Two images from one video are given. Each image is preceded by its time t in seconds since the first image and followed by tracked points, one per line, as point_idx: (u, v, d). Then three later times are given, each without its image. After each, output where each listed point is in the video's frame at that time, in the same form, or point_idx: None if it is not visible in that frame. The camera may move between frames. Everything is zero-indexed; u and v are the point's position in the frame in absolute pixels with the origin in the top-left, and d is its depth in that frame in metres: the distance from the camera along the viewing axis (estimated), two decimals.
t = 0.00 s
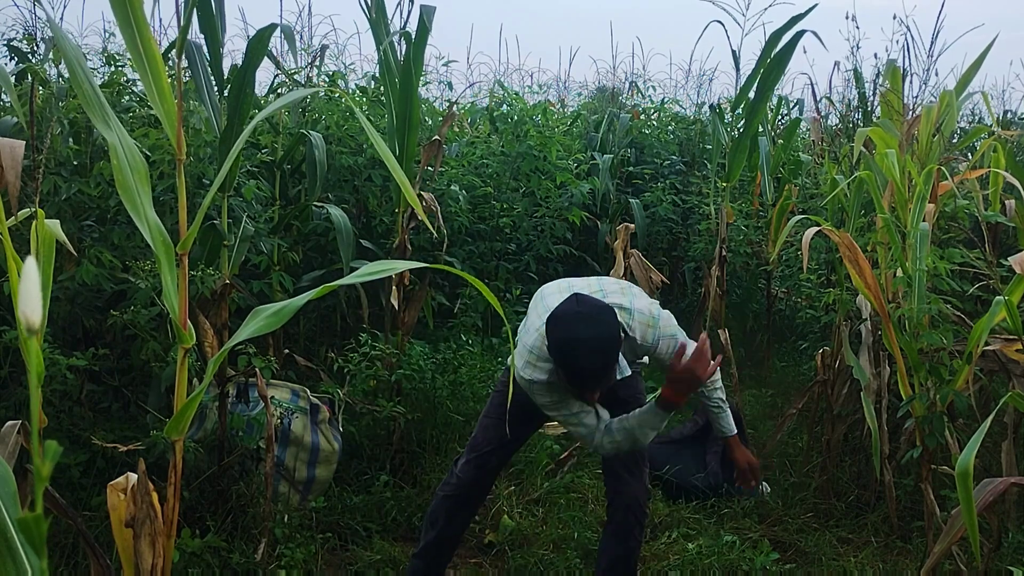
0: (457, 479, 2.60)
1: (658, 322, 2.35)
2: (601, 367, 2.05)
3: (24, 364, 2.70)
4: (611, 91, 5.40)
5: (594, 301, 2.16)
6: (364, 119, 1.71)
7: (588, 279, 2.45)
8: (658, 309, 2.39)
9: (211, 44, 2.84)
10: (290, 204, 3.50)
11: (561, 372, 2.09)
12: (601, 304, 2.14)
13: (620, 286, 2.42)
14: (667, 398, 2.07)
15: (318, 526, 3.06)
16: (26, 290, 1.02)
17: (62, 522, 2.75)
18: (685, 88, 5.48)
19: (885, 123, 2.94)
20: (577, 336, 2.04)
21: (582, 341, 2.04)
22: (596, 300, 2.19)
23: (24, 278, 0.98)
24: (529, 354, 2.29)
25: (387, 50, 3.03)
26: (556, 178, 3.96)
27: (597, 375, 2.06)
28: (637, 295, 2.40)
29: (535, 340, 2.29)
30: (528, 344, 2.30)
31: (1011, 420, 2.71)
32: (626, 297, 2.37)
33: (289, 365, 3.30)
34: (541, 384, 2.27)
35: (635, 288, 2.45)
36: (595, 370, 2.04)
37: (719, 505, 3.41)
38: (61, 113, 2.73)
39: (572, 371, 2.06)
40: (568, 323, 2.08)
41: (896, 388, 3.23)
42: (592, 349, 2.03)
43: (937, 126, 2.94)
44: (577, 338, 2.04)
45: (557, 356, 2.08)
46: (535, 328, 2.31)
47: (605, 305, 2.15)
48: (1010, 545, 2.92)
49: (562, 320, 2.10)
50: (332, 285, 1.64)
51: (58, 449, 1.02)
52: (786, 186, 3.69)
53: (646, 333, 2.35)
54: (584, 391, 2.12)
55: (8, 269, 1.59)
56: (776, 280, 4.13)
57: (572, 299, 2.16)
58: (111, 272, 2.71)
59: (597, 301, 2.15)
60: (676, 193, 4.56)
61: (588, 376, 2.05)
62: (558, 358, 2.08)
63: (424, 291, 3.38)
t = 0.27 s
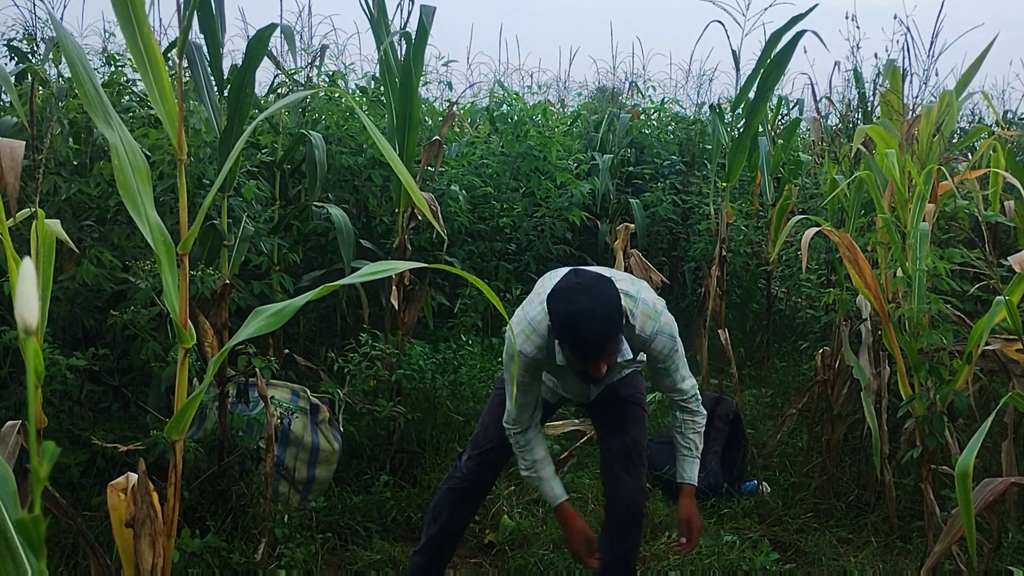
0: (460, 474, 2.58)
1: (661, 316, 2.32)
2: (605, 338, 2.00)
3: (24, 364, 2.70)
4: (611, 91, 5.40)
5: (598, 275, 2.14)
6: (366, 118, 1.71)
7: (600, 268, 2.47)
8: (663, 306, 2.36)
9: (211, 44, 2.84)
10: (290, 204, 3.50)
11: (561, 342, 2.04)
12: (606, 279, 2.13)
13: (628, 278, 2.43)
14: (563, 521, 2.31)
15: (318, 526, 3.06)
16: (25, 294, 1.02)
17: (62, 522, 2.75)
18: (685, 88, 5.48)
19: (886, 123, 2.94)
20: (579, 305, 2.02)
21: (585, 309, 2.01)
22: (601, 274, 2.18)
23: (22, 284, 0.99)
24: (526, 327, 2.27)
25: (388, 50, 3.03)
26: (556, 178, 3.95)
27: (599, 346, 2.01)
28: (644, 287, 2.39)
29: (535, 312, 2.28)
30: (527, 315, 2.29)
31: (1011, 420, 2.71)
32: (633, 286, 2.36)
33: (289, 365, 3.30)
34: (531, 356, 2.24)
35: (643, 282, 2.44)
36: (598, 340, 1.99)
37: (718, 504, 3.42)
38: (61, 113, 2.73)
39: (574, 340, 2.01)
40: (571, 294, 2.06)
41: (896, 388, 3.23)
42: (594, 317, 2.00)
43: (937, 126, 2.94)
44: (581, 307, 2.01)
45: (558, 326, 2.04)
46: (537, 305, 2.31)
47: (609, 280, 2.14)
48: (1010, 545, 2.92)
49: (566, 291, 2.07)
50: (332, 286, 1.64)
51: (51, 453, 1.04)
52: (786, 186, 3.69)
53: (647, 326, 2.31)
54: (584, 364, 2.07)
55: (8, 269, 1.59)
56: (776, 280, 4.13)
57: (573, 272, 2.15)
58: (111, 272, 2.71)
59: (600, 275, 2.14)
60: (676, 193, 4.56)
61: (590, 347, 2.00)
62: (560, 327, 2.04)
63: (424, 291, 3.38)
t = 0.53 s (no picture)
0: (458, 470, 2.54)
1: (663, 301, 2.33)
2: (609, 305, 2.01)
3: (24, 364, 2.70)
4: (611, 91, 5.40)
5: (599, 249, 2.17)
6: (367, 118, 1.71)
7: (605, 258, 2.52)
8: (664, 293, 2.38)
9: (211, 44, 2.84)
10: (290, 204, 3.50)
11: (564, 311, 2.05)
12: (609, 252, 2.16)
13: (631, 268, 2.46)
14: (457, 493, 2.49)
15: (318, 526, 3.06)
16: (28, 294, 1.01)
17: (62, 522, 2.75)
18: (685, 88, 5.48)
19: (886, 123, 2.94)
20: (582, 274, 2.04)
21: (587, 277, 2.03)
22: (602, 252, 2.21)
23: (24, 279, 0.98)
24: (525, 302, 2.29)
25: (388, 50, 3.03)
26: (556, 178, 3.95)
27: (602, 314, 2.01)
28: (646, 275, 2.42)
29: (534, 290, 2.30)
30: (526, 293, 2.32)
31: (1011, 420, 2.71)
32: (635, 273, 2.39)
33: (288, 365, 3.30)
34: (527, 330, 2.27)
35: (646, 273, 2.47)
36: (602, 307, 2.00)
37: (718, 505, 3.42)
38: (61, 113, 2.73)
39: (577, 308, 2.02)
40: (573, 264, 2.08)
41: (895, 388, 3.24)
42: (598, 285, 2.01)
43: (937, 126, 2.94)
44: (584, 275, 2.03)
45: (560, 296, 2.06)
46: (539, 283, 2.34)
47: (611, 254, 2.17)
48: (1010, 545, 2.92)
49: (568, 262, 2.10)
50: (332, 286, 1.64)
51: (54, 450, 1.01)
52: (786, 186, 3.69)
53: (649, 309, 2.31)
54: (587, 335, 2.08)
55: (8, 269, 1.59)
56: (776, 280, 4.13)
57: (576, 245, 2.18)
58: (111, 272, 2.71)
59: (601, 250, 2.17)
60: (676, 193, 4.56)
61: (593, 315, 2.01)
62: (561, 297, 2.06)
63: (424, 291, 3.38)
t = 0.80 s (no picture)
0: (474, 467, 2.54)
1: (695, 303, 2.29)
2: (642, 304, 2.03)
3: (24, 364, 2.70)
4: (611, 91, 5.40)
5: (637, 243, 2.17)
6: (367, 116, 1.71)
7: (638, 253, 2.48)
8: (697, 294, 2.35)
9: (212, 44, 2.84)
10: (290, 204, 3.50)
11: (598, 305, 2.08)
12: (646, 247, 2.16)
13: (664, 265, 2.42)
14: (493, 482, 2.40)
15: (318, 526, 3.06)
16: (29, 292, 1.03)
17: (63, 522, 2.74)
18: (685, 88, 5.48)
19: (886, 123, 2.94)
20: (620, 269, 2.04)
21: (623, 273, 2.04)
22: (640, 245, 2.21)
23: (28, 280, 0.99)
24: (555, 290, 2.29)
25: (388, 50, 3.03)
26: (556, 178, 3.95)
27: (635, 312, 2.03)
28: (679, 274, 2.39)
29: (566, 278, 2.29)
30: (558, 280, 2.31)
31: (1011, 420, 2.71)
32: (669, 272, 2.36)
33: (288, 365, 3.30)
34: (555, 320, 2.26)
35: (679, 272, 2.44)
36: (636, 305, 2.02)
37: (718, 504, 3.43)
38: (61, 113, 2.73)
39: (612, 304, 2.04)
40: (610, 257, 2.09)
41: (895, 388, 3.24)
42: (635, 283, 2.02)
43: (937, 126, 2.94)
44: (620, 271, 2.04)
45: (595, 288, 2.07)
46: (571, 271, 2.32)
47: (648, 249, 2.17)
48: (1010, 545, 2.92)
49: (605, 255, 2.10)
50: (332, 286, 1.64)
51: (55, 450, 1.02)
52: (786, 186, 3.69)
53: (680, 310, 2.28)
54: (618, 330, 2.11)
55: (8, 269, 1.59)
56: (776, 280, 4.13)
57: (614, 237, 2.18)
58: (111, 272, 2.71)
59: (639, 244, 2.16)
60: (676, 193, 4.56)
61: (624, 312, 2.03)
62: (595, 289, 2.08)
63: (424, 291, 3.39)
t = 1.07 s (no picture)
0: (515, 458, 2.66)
1: (691, 274, 2.29)
2: (630, 268, 2.03)
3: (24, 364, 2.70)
4: (611, 91, 5.40)
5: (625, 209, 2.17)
6: (367, 117, 1.72)
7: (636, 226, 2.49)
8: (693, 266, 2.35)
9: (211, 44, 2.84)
10: (290, 204, 3.50)
11: (585, 270, 2.08)
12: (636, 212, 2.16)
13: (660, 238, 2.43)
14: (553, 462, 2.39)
15: (318, 526, 3.06)
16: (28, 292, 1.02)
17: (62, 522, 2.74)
18: (685, 88, 5.48)
19: (885, 123, 2.94)
20: (606, 234, 2.05)
21: (609, 237, 2.04)
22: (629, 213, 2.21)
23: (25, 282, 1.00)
24: (553, 259, 2.31)
25: (388, 50, 3.03)
26: (556, 178, 3.95)
27: (623, 277, 2.04)
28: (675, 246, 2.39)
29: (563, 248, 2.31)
30: (555, 251, 2.32)
31: (1011, 420, 2.71)
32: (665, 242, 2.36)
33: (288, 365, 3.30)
34: (553, 288, 2.29)
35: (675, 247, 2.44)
36: (622, 269, 2.02)
37: (718, 504, 3.42)
38: (61, 113, 2.73)
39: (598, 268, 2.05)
40: (596, 223, 2.09)
41: (896, 388, 3.24)
42: (621, 247, 2.02)
43: (937, 126, 2.94)
44: (606, 236, 2.04)
45: (583, 254, 2.07)
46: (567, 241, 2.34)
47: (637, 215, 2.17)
48: (1010, 545, 2.92)
49: (591, 221, 2.10)
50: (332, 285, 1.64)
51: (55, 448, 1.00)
52: (786, 186, 3.69)
53: (676, 280, 2.28)
54: (607, 295, 2.12)
55: (8, 269, 1.59)
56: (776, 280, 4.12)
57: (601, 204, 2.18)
58: (111, 272, 2.71)
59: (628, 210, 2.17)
60: (676, 193, 4.55)
61: (612, 277, 2.03)
62: (583, 257, 2.08)
63: (424, 291, 3.39)
